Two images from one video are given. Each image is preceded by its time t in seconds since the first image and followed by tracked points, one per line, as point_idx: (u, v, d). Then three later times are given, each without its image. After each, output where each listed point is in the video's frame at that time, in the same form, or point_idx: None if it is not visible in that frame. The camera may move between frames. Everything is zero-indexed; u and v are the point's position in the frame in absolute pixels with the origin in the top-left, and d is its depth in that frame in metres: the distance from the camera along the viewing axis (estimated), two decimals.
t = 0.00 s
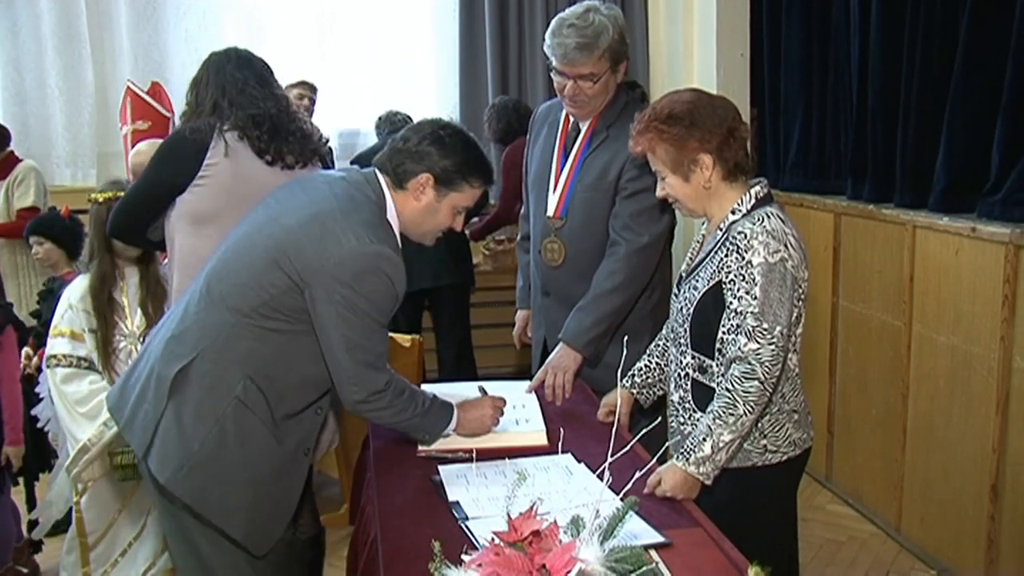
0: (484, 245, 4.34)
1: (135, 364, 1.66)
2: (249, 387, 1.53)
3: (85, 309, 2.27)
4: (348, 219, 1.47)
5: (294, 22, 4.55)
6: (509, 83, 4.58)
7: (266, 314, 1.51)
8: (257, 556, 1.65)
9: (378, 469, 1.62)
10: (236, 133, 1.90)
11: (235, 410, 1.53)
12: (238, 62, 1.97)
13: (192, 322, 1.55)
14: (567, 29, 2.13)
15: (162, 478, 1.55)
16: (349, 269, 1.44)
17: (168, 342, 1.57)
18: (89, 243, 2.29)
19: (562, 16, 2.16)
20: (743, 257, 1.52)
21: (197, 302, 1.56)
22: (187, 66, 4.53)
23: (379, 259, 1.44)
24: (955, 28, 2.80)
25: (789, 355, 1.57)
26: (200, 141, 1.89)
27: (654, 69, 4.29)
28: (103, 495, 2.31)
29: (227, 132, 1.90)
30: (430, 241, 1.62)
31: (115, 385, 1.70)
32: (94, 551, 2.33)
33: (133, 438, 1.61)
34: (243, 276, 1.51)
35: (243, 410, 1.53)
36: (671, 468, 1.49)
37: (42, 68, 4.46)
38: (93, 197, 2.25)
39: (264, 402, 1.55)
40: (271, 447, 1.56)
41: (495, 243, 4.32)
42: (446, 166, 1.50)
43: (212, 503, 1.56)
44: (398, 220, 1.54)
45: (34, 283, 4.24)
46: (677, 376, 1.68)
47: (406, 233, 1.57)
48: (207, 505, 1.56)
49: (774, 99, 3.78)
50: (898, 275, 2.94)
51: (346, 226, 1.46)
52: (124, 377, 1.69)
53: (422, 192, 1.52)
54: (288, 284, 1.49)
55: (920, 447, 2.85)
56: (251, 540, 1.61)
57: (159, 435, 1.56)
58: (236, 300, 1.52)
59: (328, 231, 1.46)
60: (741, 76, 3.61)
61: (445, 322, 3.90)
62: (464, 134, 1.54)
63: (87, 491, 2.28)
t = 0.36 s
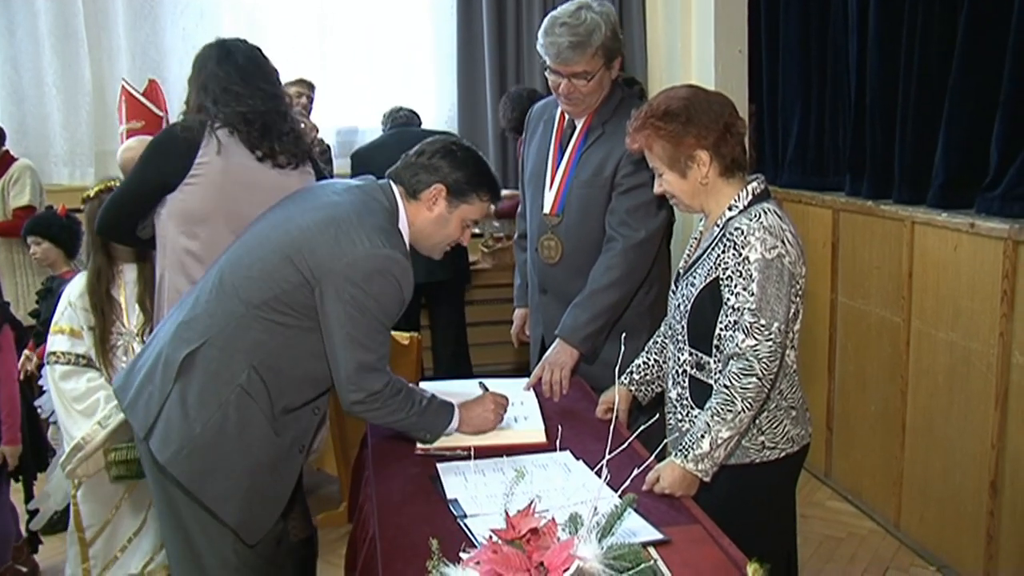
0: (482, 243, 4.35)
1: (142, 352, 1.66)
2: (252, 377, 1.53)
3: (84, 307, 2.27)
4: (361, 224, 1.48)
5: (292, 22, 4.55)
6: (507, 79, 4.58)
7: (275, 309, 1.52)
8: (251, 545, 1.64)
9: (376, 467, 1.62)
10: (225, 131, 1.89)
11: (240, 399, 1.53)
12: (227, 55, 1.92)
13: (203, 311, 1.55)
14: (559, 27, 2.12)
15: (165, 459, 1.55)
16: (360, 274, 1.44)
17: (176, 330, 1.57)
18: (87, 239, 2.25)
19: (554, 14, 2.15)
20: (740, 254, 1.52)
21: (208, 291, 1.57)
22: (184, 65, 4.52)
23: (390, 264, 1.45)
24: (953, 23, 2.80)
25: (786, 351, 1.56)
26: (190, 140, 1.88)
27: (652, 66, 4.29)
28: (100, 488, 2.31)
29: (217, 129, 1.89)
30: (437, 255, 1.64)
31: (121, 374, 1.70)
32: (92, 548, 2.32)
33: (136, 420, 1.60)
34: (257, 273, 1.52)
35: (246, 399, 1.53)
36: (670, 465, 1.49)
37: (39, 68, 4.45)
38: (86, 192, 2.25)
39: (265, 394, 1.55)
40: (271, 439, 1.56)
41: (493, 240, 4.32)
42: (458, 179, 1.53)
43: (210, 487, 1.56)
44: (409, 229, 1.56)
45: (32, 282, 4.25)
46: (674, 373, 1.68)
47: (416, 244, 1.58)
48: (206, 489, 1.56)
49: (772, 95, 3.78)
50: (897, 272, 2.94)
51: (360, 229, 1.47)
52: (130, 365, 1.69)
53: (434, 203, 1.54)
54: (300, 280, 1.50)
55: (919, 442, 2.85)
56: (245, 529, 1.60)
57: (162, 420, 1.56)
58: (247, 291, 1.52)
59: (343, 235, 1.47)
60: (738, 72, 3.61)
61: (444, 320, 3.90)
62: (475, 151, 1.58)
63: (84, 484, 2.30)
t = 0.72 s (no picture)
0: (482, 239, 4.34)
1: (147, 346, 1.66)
2: (257, 372, 1.53)
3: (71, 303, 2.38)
4: (368, 223, 1.48)
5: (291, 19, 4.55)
6: (507, 76, 4.57)
7: (281, 305, 1.51)
8: (253, 541, 1.63)
9: (376, 464, 1.62)
10: (127, 139, 1.90)
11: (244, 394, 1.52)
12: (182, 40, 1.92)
13: (209, 306, 1.55)
14: (555, 26, 2.12)
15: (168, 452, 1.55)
16: (366, 272, 1.44)
17: (182, 324, 1.57)
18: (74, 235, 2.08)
19: (550, 13, 2.15)
20: (739, 250, 1.51)
21: (215, 287, 1.57)
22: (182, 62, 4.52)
23: (396, 263, 1.45)
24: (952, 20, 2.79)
25: (786, 348, 1.56)
26: (97, 147, 1.91)
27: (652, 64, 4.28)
28: (92, 483, 2.47)
29: (121, 137, 1.91)
30: (443, 263, 1.63)
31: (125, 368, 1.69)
32: (92, 539, 2.48)
33: (141, 413, 1.59)
34: (265, 269, 1.52)
35: (248, 394, 1.53)
36: (669, 462, 1.49)
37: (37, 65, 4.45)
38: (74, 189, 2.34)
39: (270, 390, 1.55)
40: (273, 435, 1.56)
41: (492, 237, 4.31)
42: (466, 185, 1.53)
43: (212, 482, 1.55)
44: (416, 233, 1.55)
45: (30, 279, 4.26)
46: (673, 370, 1.68)
47: (422, 248, 1.57)
48: (209, 483, 1.55)
49: (772, 93, 3.77)
50: (897, 269, 2.93)
51: (368, 229, 1.47)
52: (135, 360, 1.68)
53: (441, 208, 1.54)
54: (307, 279, 1.50)
55: (920, 439, 2.84)
56: (247, 524, 1.60)
57: (166, 413, 1.55)
58: (255, 286, 1.52)
59: (351, 233, 1.47)
60: (738, 70, 3.61)
61: (442, 317, 3.90)
62: (485, 159, 1.57)
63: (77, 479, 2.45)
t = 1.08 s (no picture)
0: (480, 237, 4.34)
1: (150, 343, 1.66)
2: (258, 370, 1.53)
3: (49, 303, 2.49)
4: (369, 223, 1.48)
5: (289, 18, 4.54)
6: (505, 74, 4.57)
7: (283, 304, 1.51)
8: (254, 539, 1.63)
9: (375, 462, 1.62)
10: (58, 140, 2.00)
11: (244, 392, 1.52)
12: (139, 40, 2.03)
13: (211, 304, 1.55)
14: (551, 24, 2.12)
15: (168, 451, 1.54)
16: (366, 272, 1.44)
17: (185, 322, 1.57)
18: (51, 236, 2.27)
19: (546, 11, 2.15)
20: (738, 248, 1.51)
21: (216, 285, 1.57)
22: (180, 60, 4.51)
23: (395, 263, 1.45)
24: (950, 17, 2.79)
25: (784, 345, 1.56)
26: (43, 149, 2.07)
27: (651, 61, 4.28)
28: (81, 486, 2.46)
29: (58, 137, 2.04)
30: (444, 266, 1.63)
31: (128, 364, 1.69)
32: (84, 539, 2.49)
33: (141, 410, 1.59)
34: (267, 268, 1.52)
35: (248, 393, 1.53)
36: (668, 460, 1.49)
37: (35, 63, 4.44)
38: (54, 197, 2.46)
39: (271, 388, 1.55)
40: (272, 433, 1.56)
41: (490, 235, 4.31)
42: (468, 187, 1.52)
43: (213, 479, 1.55)
44: (417, 235, 1.54)
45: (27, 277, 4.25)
46: (672, 368, 1.68)
47: (424, 251, 1.57)
48: (208, 481, 1.55)
49: (770, 90, 3.77)
50: (896, 266, 2.93)
51: (369, 228, 1.47)
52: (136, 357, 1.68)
53: (442, 210, 1.53)
54: (308, 278, 1.50)
55: (918, 435, 2.84)
56: (247, 521, 1.60)
57: (166, 412, 1.55)
58: (257, 285, 1.52)
59: (353, 233, 1.47)
60: (736, 67, 3.61)
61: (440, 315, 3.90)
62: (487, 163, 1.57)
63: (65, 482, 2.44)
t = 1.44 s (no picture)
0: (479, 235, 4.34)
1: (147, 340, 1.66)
2: (255, 368, 1.53)
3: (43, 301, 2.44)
4: (366, 223, 1.48)
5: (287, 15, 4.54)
6: (504, 72, 4.56)
7: (280, 304, 1.51)
8: (250, 538, 1.63)
9: (373, 460, 1.62)
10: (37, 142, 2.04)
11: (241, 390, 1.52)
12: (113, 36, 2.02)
13: (209, 301, 1.55)
14: (550, 21, 2.12)
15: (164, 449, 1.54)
16: (362, 271, 1.44)
17: (182, 320, 1.57)
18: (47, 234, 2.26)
19: (545, 8, 2.15)
20: (736, 245, 1.51)
21: (214, 284, 1.56)
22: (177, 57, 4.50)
23: (391, 264, 1.44)
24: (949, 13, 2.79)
25: (783, 342, 1.56)
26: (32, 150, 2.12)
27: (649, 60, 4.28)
28: (68, 485, 2.50)
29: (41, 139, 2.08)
30: (444, 268, 1.62)
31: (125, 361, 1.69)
32: (72, 538, 2.52)
33: (138, 407, 1.59)
34: (264, 267, 1.52)
35: (245, 390, 1.52)
36: (666, 457, 1.49)
37: (32, 61, 4.42)
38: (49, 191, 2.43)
39: (268, 386, 1.55)
40: (270, 431, 1.56)
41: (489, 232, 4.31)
42: (468, 188, 1.52)
43: (210, 476, 1.55)
44: (417, 237, 1.54)
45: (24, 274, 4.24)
46: (670, 365, 1.68)
47: (423, 253, 1.56)
48: (205, 478, 1.55)
49: (768, 88, 3.77)
50: (895, 264, 2.93)
51: (366, 229, 1.47)
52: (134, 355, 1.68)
53: (442, 211, 1.53)
54: (305, 278, 1.50)
55: (918, 433, 2.84)
56: (244, 519, 1.59)
57: (162, 410, 1.55)
58: (253, 284, 1.52)
59: (349, 233, 1.47)
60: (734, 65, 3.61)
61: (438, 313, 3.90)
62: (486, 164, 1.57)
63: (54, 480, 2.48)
